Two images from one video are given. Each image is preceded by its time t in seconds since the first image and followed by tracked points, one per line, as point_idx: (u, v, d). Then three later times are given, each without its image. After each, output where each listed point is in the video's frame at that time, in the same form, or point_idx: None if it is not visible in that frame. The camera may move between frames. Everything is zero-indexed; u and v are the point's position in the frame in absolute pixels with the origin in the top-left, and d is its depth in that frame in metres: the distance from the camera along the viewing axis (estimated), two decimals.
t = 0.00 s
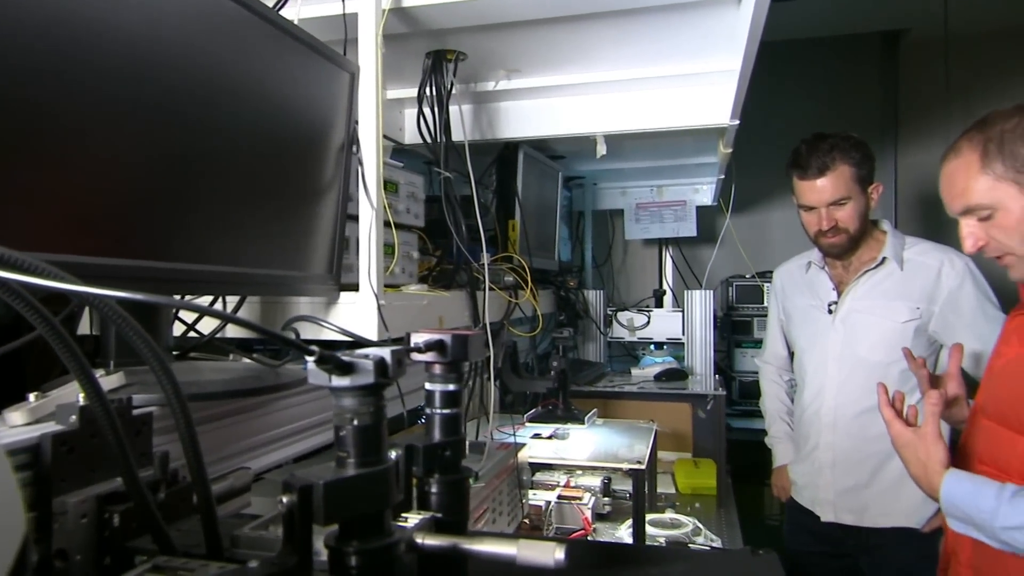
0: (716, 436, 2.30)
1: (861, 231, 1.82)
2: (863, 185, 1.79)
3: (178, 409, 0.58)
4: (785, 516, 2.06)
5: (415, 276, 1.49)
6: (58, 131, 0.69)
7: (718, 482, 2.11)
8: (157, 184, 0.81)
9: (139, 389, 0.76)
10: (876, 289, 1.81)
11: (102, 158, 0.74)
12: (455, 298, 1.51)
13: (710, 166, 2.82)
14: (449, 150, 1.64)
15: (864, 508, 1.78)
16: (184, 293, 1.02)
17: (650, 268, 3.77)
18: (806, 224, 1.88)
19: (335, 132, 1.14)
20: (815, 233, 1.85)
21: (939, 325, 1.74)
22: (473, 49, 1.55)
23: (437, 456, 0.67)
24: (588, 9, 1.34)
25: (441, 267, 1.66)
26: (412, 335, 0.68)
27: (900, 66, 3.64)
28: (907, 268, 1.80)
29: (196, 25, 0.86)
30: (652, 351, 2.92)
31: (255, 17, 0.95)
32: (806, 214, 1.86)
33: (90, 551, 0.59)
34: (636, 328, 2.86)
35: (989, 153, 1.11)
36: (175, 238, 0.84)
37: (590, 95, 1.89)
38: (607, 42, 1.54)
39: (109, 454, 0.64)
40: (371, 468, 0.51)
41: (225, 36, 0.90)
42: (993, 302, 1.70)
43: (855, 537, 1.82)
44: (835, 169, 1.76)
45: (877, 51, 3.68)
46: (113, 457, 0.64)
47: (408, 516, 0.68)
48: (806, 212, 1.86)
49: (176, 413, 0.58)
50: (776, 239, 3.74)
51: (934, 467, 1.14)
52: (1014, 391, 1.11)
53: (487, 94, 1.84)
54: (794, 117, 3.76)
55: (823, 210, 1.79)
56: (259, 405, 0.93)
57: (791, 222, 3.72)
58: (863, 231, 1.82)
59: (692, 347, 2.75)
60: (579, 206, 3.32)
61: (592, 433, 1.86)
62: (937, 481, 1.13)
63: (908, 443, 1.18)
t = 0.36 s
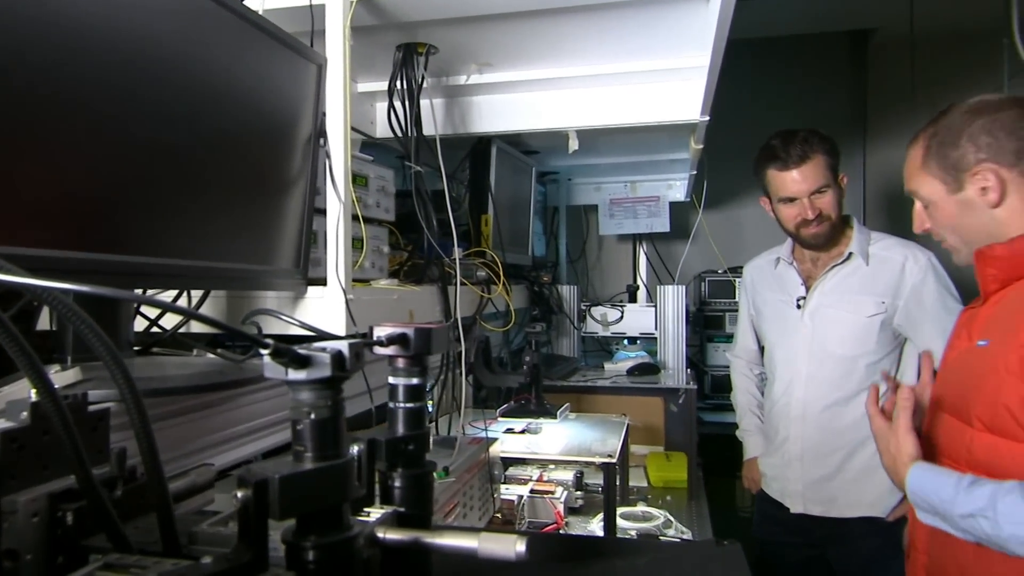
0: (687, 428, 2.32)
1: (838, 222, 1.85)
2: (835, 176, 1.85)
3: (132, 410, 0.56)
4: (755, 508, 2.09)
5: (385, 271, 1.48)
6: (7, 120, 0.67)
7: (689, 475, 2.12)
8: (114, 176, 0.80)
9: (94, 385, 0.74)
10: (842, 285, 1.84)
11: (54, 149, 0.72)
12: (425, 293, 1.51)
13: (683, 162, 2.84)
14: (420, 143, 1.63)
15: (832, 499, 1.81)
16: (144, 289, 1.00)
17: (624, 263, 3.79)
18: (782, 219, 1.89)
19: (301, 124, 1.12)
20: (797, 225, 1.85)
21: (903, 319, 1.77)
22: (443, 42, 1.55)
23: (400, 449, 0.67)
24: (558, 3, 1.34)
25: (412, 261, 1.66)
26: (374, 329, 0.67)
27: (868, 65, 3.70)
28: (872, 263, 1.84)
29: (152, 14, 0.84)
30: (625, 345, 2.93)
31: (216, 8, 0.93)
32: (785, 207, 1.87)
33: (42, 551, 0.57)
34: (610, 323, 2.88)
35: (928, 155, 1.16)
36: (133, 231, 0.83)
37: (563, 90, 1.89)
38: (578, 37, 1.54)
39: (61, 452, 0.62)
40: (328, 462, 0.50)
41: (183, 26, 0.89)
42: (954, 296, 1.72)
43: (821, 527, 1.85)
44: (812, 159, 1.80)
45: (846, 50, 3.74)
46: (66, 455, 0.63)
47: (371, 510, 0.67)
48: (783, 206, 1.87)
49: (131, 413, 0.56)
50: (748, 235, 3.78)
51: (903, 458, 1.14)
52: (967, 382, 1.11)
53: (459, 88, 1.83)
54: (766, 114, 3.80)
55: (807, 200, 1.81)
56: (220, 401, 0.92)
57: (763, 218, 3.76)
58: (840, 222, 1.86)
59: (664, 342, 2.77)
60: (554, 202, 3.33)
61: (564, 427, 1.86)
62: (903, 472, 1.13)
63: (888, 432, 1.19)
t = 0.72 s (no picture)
0: (660, 423, 2.34)
1: (805, 216, 1.87)
2: (802, 172, 1.88)
3: (85, 409, 0.54)
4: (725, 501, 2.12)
5: (355, 266, 1.47)
6: None
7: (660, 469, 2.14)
8: (73, 168, 0.78)
9: (48, 382, 0.72)
10: (808, 280, 1.87)
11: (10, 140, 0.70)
12: (396, 288, 1.50)
13: (657, 159, 2.86)
14: (391, 138, 1.61)
15: (802, 490, 1.84)
16: (103, 285, 0.98)
17: (598, 259, 3.81)
18: (750, 215, 1.91)
19: (267, 117, 1.11)
20: (764, 219, 1.87)
21: (866, 312, 1.81)
22: (415, 36, 1.54)
23: (363, 445, 0.66)
24: None
25: (383, 257, 1.65)
26: (338, 323, 0.67)
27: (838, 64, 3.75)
28: (836, 258, 1.87)
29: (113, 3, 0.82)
30: (599, 341, 2.94)
31: None
32: (753, 203, 1.89)
33: None
34: (584, 319, 2.90)
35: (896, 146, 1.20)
36: (93, 225, 0.81)
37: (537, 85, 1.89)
38: (551, 33, 1.54)
39: (10, 450, 0.60)
40: (285, 457, 0.50)
41: (145, 16, 0.87)
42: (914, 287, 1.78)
43: (790, 518, 1.88)
44: (778, 154, 1.83)
45: (817, 48, 3.79)
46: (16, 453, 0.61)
47: (334, 507, 0.67)
48: (752, 202, 1.89)
49: (84, 412, 0.55)
50: (721, 232, 3.82)
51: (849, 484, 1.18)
52: (916, 378, 1.13)
53: (432, 82, 1.82)
54: (739, 111, 3.84)
55: (774, 195, 1.83)
56: (181, 397, 0.91)
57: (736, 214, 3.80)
58: (806, 217, 1.88)
59: (638, 337, 2.79)
60: (529, 197, 3.33)
61: (537, 422, 1.86)
62: (849, 492, 1.18)
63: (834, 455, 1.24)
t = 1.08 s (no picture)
0: (635, 418, 2.34)
1: (765, 213, 1.90)
2: (761, 170, 1.90)
3: (39, 408, 0.53)
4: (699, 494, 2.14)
5: (327, 262, 1.46)
6: None
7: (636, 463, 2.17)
8: (34, 161, 0.76)
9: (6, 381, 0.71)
10: (769, 276, 1.89)
11: None
12: (368, 284, 1.49)
13: (632, 155, 2.88)
14: (364, 133, 1.60)
15: (770, 480, 1.87)
16: (64, 281, 0.95)
17: (575, 256, 3.82)
18: (713, 213, 1.93)
19: (236, 111, 1.09)
20: (726, 216, 1.89)
21: (825, 305, 1.84)
22: (388, 30, 1.53)
23: (328, 441, 0.66)
24: None
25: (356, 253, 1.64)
26: (302, 319, 0.66)
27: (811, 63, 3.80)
28: (795, 254, 1.89)
29: None
30: (575, 337, 2.96)
31: None
32: (715, 200, 1.91)
33: None
34: (560, 315, 2.91)
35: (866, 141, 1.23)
36: (54, 219, 0.79)
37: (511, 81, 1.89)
38: (524, 29, 1.54)
39: None
40: (244, 454, 0.49)
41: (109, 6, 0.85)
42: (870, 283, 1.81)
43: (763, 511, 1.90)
44: (738, 151, 1.85)
45: (791, 47, 3.83)
46: None
47: (299, 504, 0.66)
48: (714, 199, 1.91)
49: (39, 411, 0.53)
50: (696, 229, 3.85)
51: (820, 474, 1.21)
52: (882, 373, 1.15)
53: (405, 77, 1.81)
54: (714, 109, 3.87)
55: (736, 191, 1.85)
56: (147, 394, 0.89)
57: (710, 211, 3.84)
58: (766, 215, 1.91)
59: (613, 333, 2.81)
60: (505, 193, 3.32)
61: (512, 418, 1.87)
62: (820, 485, 1.20)
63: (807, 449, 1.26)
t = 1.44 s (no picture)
0: (614, 416, 2.37)
1: (728, 217, 1.92)
2: (721, 175, 1.92)
3: None
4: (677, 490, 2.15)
5: (302, 259, 1.45)
6: None
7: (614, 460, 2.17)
8: None
9: None
10: (736, 277, 1.91)
11: None
12: (344, 282, 1.48)
13: (611, 153, 2.89)
14: (340, 129, 1.59)
15: (751, 474, 1.88)
16: (29, 278, 0.93)
17: (555, 253, 3.83)
18: (676, 218, 1.94)
19: (208, 106, 1.08)
20: (690, 221, 1.90)
21: (793, 301, 1.87)
22: (364, 26, 1.51)
23: (297, 439, 0.65)
24: None
25: (331, 251, 1.63)
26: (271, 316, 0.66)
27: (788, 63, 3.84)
28: (759, 253, 1.92)
29: None
30: (555, 335, 2.97)
31: None
32: (678, 207, 1.92)
33: None
34: (540, 313, 2.91)
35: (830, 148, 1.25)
36: (19, 216, 0.77)
37: (491, 78, 1.89)
38: (503, 27, 1.54)
39: None
40: (205, 453, 0.48)
41: None
42: (829, 277, 1.87)
43: (739, 507, 1.92)
44: (698, 159, 1.87)
45: (768, 47, 3.87)
46: None
47: (268, 502, 0.65)
48: (677, 206, 1.92)
49: None
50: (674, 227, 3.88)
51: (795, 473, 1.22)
52: (854, 370, 1.16)
53: (383, 73, 1.80)
54: (692, 108, 3.90)
55: (699, 198, 1.86)
56: (115, 392, 0.88)
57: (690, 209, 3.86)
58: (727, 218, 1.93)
59: (592, 331, 2.82)
60: (485, 191, 3.32)
61: (490, 416, 1.87)
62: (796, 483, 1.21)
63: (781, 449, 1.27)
